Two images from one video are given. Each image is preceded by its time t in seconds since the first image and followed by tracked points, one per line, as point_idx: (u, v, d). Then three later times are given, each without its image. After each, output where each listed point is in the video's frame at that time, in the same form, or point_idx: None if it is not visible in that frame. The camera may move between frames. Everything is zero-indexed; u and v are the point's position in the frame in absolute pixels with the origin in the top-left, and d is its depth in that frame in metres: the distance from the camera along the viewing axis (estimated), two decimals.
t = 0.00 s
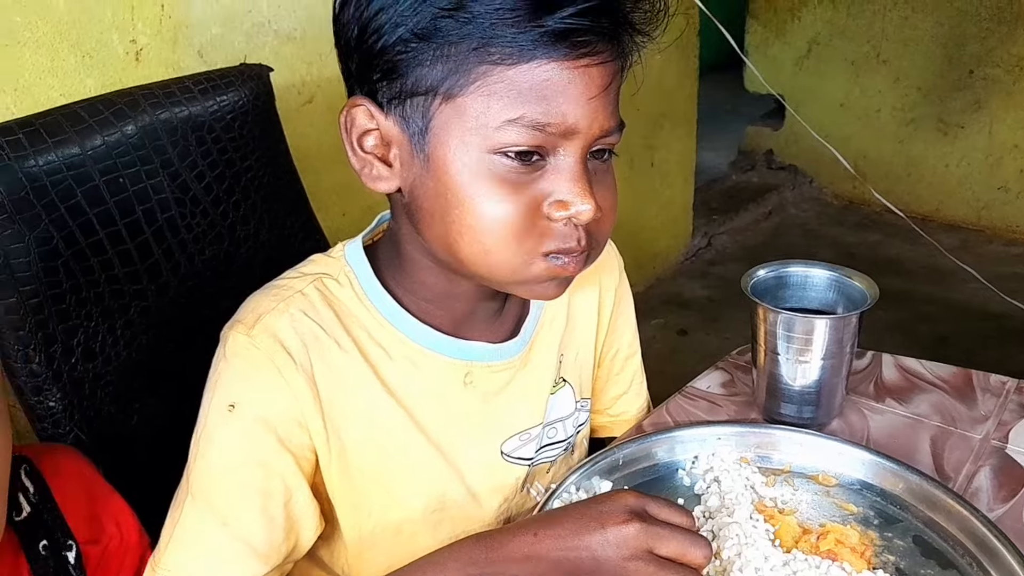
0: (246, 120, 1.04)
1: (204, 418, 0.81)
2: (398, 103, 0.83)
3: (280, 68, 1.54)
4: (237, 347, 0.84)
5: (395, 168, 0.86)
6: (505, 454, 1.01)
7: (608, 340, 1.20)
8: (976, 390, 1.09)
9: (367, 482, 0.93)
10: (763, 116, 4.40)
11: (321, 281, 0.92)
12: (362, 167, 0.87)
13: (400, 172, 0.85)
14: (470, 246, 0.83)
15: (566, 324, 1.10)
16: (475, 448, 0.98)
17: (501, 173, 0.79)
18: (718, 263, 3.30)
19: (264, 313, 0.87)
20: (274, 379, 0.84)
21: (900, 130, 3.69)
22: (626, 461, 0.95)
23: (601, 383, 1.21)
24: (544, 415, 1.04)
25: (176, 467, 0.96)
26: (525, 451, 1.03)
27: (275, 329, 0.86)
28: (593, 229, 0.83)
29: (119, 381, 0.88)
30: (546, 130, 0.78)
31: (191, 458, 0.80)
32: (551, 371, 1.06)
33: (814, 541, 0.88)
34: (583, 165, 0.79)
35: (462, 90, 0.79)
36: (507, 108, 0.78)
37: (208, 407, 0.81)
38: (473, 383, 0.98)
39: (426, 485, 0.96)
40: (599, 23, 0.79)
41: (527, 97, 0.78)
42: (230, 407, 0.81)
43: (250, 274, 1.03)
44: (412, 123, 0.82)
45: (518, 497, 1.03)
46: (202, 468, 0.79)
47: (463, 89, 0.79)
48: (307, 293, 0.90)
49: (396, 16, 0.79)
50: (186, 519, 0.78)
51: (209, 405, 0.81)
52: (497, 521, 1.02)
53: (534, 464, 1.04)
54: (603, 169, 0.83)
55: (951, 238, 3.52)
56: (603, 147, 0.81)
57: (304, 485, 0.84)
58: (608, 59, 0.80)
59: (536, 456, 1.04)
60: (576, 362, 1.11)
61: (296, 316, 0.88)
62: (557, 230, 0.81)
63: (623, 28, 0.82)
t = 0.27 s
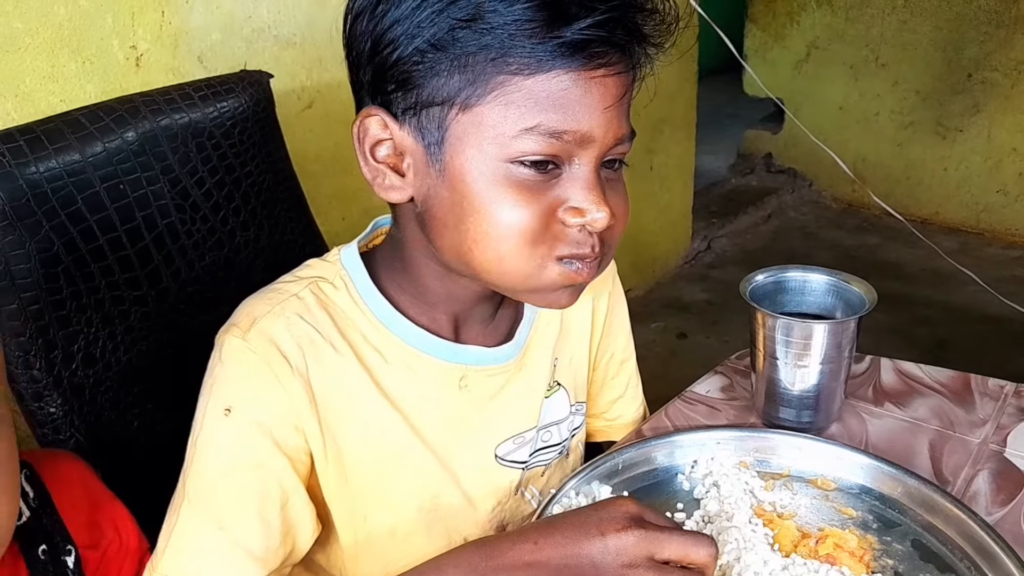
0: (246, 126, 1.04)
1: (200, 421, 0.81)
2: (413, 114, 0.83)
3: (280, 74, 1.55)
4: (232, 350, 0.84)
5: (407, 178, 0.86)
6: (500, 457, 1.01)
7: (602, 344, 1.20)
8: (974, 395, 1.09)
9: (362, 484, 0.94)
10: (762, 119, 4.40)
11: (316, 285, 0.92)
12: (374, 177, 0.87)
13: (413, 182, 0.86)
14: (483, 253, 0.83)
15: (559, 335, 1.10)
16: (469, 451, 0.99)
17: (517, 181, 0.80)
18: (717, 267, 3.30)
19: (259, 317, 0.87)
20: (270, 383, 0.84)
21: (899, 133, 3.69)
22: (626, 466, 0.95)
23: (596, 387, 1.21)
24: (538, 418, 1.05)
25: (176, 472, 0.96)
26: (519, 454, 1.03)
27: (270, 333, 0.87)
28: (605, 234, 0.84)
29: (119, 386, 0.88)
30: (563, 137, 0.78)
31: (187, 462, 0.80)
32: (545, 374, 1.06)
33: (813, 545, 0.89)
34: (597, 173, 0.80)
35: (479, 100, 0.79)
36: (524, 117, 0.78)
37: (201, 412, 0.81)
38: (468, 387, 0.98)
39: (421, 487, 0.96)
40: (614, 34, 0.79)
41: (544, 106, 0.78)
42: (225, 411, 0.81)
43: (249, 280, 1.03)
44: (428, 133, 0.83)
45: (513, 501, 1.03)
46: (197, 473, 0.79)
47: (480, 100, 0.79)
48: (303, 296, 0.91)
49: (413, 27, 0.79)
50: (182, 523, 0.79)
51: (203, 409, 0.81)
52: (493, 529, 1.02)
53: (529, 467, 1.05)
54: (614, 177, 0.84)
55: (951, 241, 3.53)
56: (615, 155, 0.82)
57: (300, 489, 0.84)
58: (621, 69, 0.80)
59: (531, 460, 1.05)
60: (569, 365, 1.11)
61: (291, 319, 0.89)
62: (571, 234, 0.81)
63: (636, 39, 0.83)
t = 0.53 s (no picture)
0: (246, 129, 1.04)
1: (199, 418, 0.81)
2: (418, 116, 0.83)
3: (280, 76, 1.55)
4: (231, 351, 0.84)
5: (411, 179, 0.86)
6: (497, 458, 1.01)
7: (599, 345, 1.20)
8: (974, 395, 1.09)
9: (359, 484, 0.94)
10: (761, 120, 4.41)
11: (314, 285, 0.93)
12: (377, 178, 0.87)
13: (417, 184, 0.86)
14: (482, 256, 0.83)
15: (555, 335, 1.10)
16: (468, 452, 0.99)
17: (521, 185, 0.80)
18: (717, 268, 3.30)
19: (257, 317, 0.87)
20: (269, 384, 0.84)
21: (898, 134, 3.70)
22: (626, 467, 0.95)
23: (594, 389, 1.21)
24: (535, 419, 1.05)
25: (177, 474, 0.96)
26: (516, 454, 1.03)
27: (269, 333, 0.87)
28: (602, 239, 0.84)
29: (120, 388, 0.89)
30: (568, 141, 0.78)
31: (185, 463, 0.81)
32: (541, 375, 1.06)
33: (814, 546, 0.89)
34: (601, 179, 0.80)
35: (484, 104, 0.79)
36: (530, 121, 0.79)
37: (199, 412, 0.81)
38: (465, 389, 0.98)
39: (418, 487, 0.97)
40: (619, 40, 0.80)
41: (551, 111, 0.78)
42: (224, 412, 0.81)
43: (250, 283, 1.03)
44: (432, 136, 0.83)
45: (508, 501, 1.03)
46: (196, 474, 0.79)
47: (486, 104, 0.79)
48: (300, 296, 0.91)
49: (420, 31, 0.80)
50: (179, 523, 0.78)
51: (201, 410, 0.81)
52: (489, 531, 1.02)
53: (526, 467, 1.05)
54: (615, 182, 0.85)
55: (950, 242, 3.53)
56: (618, 161, 0.83)
57: (299, 491, 0.84)
58: (625, 75, 0.81)
59: (528, 460, 1.05)
60: (567, 367, 1.12)
61: (288, 320, 0.89)
62: (571, 238, 0.82)
63: (640, 46, 0.83)
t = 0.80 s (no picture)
0: (248, 130, 1.05)
1: (201, 421, 0.81)
2: (418, 116, 0.83)
3: (282, 77, 1.55)
4: (234, 350, 0.84)
5: (411, 178, 0.86)
6: (496, 460, 1.01)
7: (600, 348, 1.20)
8: (973, 399, 1.10)
9: (361, 484, 0.94)
10: (763, 123, 4.41)
11: (317, 284, 0.93)
12: (378, 176, 0.88)
13: (416, 183, 0.86)
14: (479, 255, 0.84)
15: (556, 332, 1.10)
16: (468, 452, 0.99)
17: (518, 185, 0.80)
18: (718, 270, 3.31)
19: (261, 316, 0.88)
20: (272, 383, 0.85)
21: (899, 137, 3.70)
22: (626, 470, 0.96)
23: (594, 392, 1.21)
24: (535, 421, 1.05)
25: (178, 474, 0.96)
26: (515, 456, 1.03)
27: (273, 332, 0.87)
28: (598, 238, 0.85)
29: (122, 389, 0.89)
30: (567, 143, 0.79)
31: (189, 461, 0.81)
32: (542, 374, 1.07)
33: (813, 549, 0.89)
34: (598, 180, 0.81)
35: (484, 104, 0.80)
36: (529, 122, 0.79)
37: (204, 411, 0.82)
38: (465, 391, 0.98)
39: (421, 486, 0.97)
40: (619, 43, 0.81)
41: (550, 112, 0.79)
42: (228, 412, 0.81)
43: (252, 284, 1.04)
44: (432, 135, 0.83)
45: (506, 501, 1.03)
46: (198, 473, 0.79)
47: (486, 104, 0.80)
48: (303, 294, 0.91)
49: (422, 33, 0.80)
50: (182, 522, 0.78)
51: (205, 408, 0.82)
52: (486, 532, 1.02)
53: (525, 469, 1.05)
54: (613, 184, 0.85)
55: (951, 245, 3.53)
56: (616, 164, 0.83)
57: (302, 489, 0.84)
58: (625, 77, 0.81)
59: (527, 462, 1.05)
60: (567, 370, 1.12)
61: (293, 318, 0.89)
62: (567, 238, 0.82)
63: (641, 50, 0.84)
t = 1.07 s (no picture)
0: (251, 132, 1.05)
1: (210, 423, 0.82)
2: (402, 121, 0.84)
3: (284, 78, 1.55)
4: (243, 351, 0.85)
5: (398, 183, 0.87)
6: (500, 464, 1.01)
7: (606, 352, 1.20)
8: (976, 401, 1.10)
9: (366, 486, 0.94)
10: (764, 124, 4.41)
11: (325, 286, 0.93)
12: (366, 181, 0.89)
13: (403, 187, 0.87)
14: (467, 259, 0.85)
15: (562, 337, 1.10)
16: (474, 455, 0.99)
17: (502, 191, 0.81)
18: (719, 272, 3.31)
19: (270, 317, 0.88)
20: (280, 385, 0.85)
21: (900, 139, 3.70)
22: (629, 471, 0.96)
23: (600, 396, 1.21)
24: (540, 426, 1.05)
25: (180, 475, 0.96)
26: (520, 461, 1.03)
27: (282, 333, 0.87)
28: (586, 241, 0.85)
29: (125, 389, 0.89)
30: (549, 148, 0.80)
31: (197, 462, 0.81)
32: (546, 384, 1.07)
33: (815, 551, 0.89)
34: (584, 183, 0.81)
35: (466, 110, 0.81)
36: (510, 128, 0.80)
37: (213, 411, 0.82)
38: (470, 395, 0.98)
39: (426, 488, 0.97)
40: (600, 43, 0.81)
41: (530, 118, 0.80)
42: (236, 413, 0.82)
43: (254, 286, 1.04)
44: (417, 141, 0.84)
45: (511, 505, 1.03)
46: (206, 473, 0.79)
47: (467, 110, 0.81)
48: (311, 296, 0.91)
49: (401, 38, 0.81)
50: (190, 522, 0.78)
51: (214, 409, 0.82)
52: (489, 535, 1.02)
53: (530, 473, 1.05)
54: (602, 185, 0.86)
55: (952, 247, 3.53)
56: (606, 164, 0.84)
57: (308, 488, 0.85)
58: (608, 78, 0.82)
59: (532, 467, 1.05)
60: (572, 373, 1.12)
61: (301, 319, 0.89)
62: (553, 241, 0.83)
63: (624, 47, 0.84)
